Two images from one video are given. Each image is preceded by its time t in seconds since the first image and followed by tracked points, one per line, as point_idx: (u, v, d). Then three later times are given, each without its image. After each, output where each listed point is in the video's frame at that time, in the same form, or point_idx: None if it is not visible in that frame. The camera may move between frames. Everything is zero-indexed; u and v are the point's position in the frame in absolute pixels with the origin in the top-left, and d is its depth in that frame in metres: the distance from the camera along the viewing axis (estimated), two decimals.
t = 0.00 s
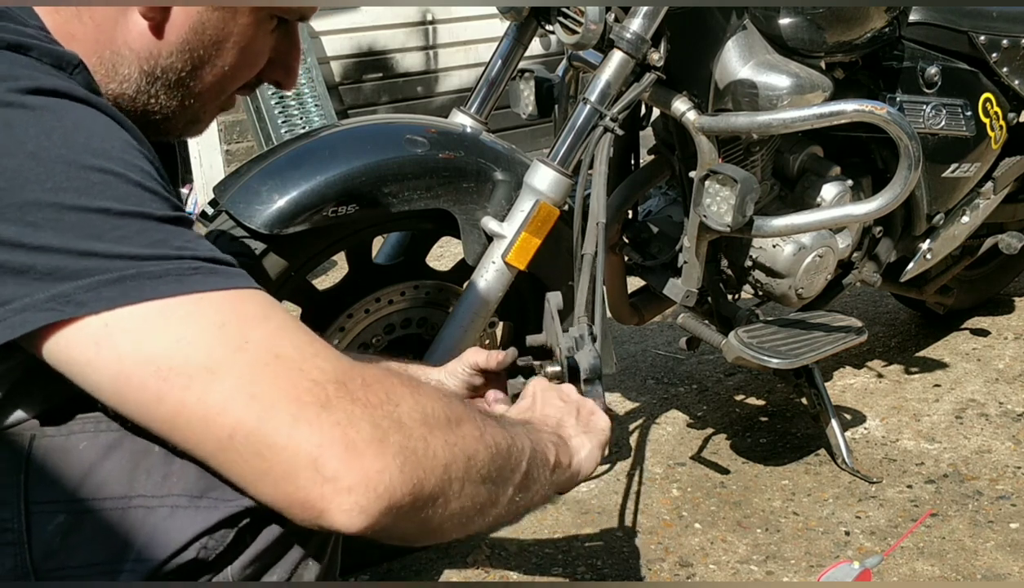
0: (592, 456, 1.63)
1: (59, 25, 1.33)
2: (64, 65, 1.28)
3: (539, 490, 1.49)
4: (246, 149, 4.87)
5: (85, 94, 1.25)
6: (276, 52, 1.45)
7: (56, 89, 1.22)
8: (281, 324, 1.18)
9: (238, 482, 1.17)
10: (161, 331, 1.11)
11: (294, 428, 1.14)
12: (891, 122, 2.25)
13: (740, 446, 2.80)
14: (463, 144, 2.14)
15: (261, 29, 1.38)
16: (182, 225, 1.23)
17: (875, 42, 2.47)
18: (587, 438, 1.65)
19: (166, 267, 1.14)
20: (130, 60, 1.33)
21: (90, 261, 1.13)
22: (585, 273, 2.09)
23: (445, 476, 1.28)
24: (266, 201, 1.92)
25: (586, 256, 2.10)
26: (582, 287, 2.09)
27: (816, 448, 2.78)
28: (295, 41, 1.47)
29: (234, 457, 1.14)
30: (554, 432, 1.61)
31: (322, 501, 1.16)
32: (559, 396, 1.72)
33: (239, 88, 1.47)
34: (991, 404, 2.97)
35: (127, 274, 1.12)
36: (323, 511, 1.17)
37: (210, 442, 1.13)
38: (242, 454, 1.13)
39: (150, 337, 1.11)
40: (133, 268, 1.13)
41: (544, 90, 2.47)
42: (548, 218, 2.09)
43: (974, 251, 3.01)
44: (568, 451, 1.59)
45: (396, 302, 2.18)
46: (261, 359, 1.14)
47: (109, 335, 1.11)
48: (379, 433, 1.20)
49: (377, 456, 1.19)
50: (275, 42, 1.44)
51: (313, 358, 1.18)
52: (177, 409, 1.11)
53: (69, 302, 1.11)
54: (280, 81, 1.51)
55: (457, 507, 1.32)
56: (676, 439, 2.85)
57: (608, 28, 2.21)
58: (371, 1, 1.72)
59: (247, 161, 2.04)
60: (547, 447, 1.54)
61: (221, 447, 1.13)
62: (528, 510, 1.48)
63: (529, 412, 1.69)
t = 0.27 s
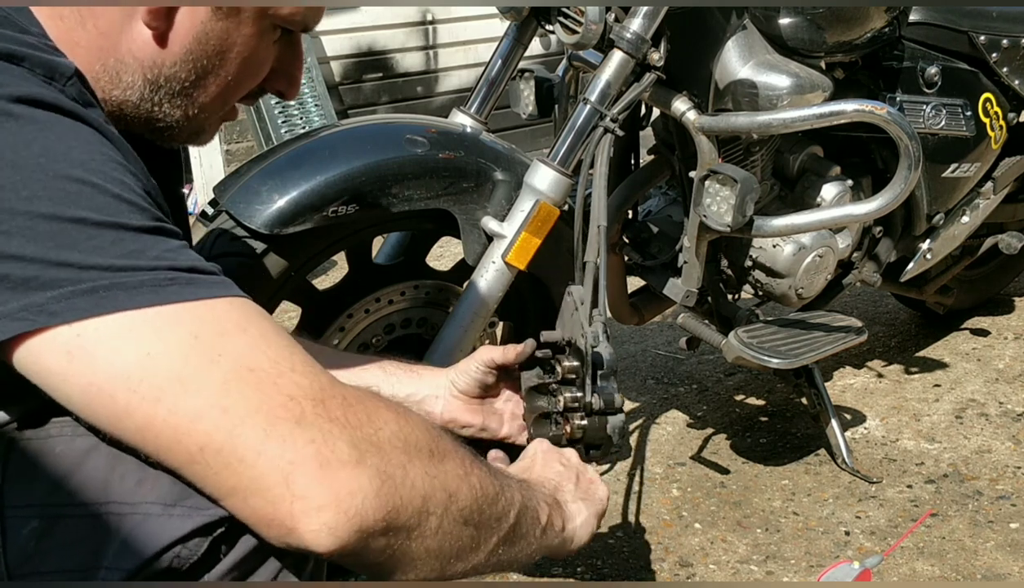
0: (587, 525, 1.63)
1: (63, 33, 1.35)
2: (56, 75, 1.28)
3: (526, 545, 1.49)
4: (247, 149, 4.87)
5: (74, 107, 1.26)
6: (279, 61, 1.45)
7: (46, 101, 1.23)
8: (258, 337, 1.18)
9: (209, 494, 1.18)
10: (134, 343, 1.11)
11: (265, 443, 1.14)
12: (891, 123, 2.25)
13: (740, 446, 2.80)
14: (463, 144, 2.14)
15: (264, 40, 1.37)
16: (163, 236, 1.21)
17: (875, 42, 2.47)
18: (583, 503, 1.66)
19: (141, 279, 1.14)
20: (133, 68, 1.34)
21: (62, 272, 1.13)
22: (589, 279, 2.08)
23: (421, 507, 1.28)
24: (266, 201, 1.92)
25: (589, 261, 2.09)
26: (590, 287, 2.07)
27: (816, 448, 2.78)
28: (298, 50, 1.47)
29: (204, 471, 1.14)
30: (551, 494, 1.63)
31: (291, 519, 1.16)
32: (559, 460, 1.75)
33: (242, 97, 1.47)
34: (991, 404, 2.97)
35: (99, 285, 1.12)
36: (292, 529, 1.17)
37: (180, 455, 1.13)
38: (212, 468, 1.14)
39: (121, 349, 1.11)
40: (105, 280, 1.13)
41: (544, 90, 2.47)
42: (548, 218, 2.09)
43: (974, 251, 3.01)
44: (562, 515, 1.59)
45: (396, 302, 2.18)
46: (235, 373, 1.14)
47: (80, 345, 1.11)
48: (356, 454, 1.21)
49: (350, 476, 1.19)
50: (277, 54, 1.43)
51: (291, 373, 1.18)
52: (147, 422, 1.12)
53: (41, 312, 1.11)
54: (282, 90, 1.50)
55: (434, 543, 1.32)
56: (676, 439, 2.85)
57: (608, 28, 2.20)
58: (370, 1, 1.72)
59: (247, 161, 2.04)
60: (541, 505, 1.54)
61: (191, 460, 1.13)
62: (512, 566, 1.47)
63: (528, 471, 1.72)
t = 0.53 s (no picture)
0: (581, 567, 1.65)
1: (59, 35, 1.35)
2: (44, 77, 1.28)
3: (510, 566, 1.49)
4: (247, 149, 4.87)
5: (62, 109, 1.27)
6: (280, 65, 1.44)
7: (23, 101, 1.22)
8: (238, 339, 1.19)
9: (182, 498, 1.17)
10: (110, 344, 1.12)
11: (241, 446, 1.14)
12: (891, 123, 2.25)
13: (740, 446, 2.80)
14: (463, 144, 2.14)
15: (264, 46, 1.37)
16: (143, 237, 1.22)
17: (875, 43, 2.47)
18: (576, 547, 1.67)
19: (118, 279, 1.14)
20: (129, 71, 1.34)
21: (39, 271, 1.13)
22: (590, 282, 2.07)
23: (401, 520, 1.28)
24: (266, 201, 1.93)
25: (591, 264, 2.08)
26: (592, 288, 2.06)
27: (816, 448, 2.78)
28: (301, 56, 1.46)
29: (178, 473, 1.14)
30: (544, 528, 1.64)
31: (265, 525, 1.16)
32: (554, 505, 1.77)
33: (244, 100, 1.47)
34: (991, 404, 2.97)
35: (75, 286, 1.12)
36: (266, 535, 1.17)
37: (154, 458, 1.13)
38: (187, 470, 1.13)
39: (97, 350, 1.11)
40: (82, 279, 1.13)
41: (544, 90, 2.47)
42: (548, 218, 2.09)
43: (974, 251, 3.01)
44: (553, 549, 1.61)
45: (396, 302, 2.18)
46: (213, 375, 1.14)
47: (55, 345, 1.11)
48: (334, 461, 1.21)
49: (328, 483, 1.19)
50: (277, 58, 1.42)
51: (270, 376, 1.18)
52: (122, 423, 1.12)
53: (16, 311, 1.11)
54: (284, 95, 1.50)
55: (415, 560, 1.32)
56: (675, 439, 2.85)
57: (608, 28, 2.20)
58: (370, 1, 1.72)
59: (247, 161, 2.04)
60: (530, 536, 1.56)
61: (165, 462, 1.13)
62: None
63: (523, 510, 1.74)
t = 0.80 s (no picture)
0: None
1: (59, 36, 1.35)
2: (40, 79, 1.28)
3: (504, 573, 1.48)
4: (247, 149, 4.87)
5: (56, 112, 1.27)
6: (280, 65, 1.44)
7: (12, 101, 1.23)
8: (232, 340, 1.19)
9: (175, 501, 1.17)
10: (103, 345, 1.12)
11: (235, 448, 1.14)
12: (891, 122, 2.25)
13: (740, 446, 2.80)
14: (463, 144, 2.14)
15: (263, 47, 1.37)
16: (136, 237, 1.22)
17: (875, 42, 2.47)
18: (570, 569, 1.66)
19: (111, 280, 1.14)
20: (127, 73, 1.33)
21: (31, 272, 1.13)
22: (591, 283, 2.07)
23: (396, 525, 1.28)
24: (266, 201, 1.92)
25: (592, 265, 2.07)
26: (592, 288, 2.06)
27: (816, 448, 2.78)
28: (302, 56, 1.46)
29: (171, 476, 1.13)
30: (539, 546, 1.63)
31: (259, 528, 1.16)
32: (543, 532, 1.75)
33: (245, 102, 1.46)
34: (991, 404, 2.97)
35: (66, 287, 1.13)
36: (260, 538, 1.16)
37: (146, 460, 1.13)
38: (179, 472, 1.13)
39: (90, 351, 1.11)
40: (74, 280, 1.13)
41: (544, 90, 2.47)
42: (548, 218, 2.09)
43: (974, 251, 3.01)
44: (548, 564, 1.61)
45: (396, 302, 2.18)
46: (207, 376, 1.14)
47: (47, 345, 1.11)
48: (328, 464, 1.21)
49: (323, 485, 1.19)
50: (278, 59, 1.42)
51: (265, 378, 1.19)
52: (114, 425, 1.12)
53: (8, 312, 1.12)
54: (286, 96, 1.50)
55: (409, 566, 1.31)
56: (675, 439, 2.85)
57: (608, 27, 2.20)
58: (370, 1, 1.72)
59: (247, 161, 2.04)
60: (526, 549, 1.55)
61: (158, 465, 1.13)
62: None
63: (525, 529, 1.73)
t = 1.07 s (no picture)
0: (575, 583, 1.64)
1: (57, 35, 1.35)
2: (41, 80, 1.28)
3: (507, 574, 1.48)
4: (246, 149, 4.87)
5: (58, 112, 1.27)
6: (281, 64, 1.44)
7: (14, 102, 1.22)
8: (240, 340, 1.19)
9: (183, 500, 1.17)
10: (111, 345, 1.12)
11: (244, 447, 1.14)
12: (891, 122, 2.25)
13: (740, 446, 2.80)
14: (463, 144, 2.14)
15: (263, 44, 1.37)
16: (142, 237, 1.22)
17: (875, 42, 2.47)
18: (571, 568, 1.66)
19: (117, 280, 1.14)
20: (127, 73, 1.34)
21: (38, 272, 1.14)
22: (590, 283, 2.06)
23: (403, 524, 1.28)
24: (266, 201, 1.93)
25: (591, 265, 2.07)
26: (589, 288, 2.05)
27: (816, 448, 2.78)
28: (302, 54, 1.46)
29: (180, 475, 1.14)
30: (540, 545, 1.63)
31: (268, 527, 1.16)
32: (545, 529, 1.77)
33: (244, 100, 1.46)
34: (991, 404, 2.97)
35: (74, 286, 1.13)
36: (269, 537, 1.16)
37: (155, 458, 1.13)
38: (189, 471, 1.13)
39: (98, 350, 1.11)
40: (81, 280, 1.14)
41: (544, 90, 2.47)
42: (548, 218, 2.09)
43: (974, 251, 3.01)
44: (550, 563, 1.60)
45: (396, 302, 2.18)
46: (216, 375, 1.14)
47: (55, 344, 1.11)
48: (336, 462, 1.21)
49: (332, 484, 1.19)
50: (278, 57, 1.42)
51: (273, 377, 1.19)
52: (123, 424, 1.12)
53: (15, 313, 1.12)
54: (286, 93, 1.50)
55: (416, 566, 1.31)
56: (676, 439, 2.85)
57: (608, 27, 2.21)
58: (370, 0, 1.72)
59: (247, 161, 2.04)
60: (529, 549, 1.54)
61: (167, 464, 1.13)
62: None
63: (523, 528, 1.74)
